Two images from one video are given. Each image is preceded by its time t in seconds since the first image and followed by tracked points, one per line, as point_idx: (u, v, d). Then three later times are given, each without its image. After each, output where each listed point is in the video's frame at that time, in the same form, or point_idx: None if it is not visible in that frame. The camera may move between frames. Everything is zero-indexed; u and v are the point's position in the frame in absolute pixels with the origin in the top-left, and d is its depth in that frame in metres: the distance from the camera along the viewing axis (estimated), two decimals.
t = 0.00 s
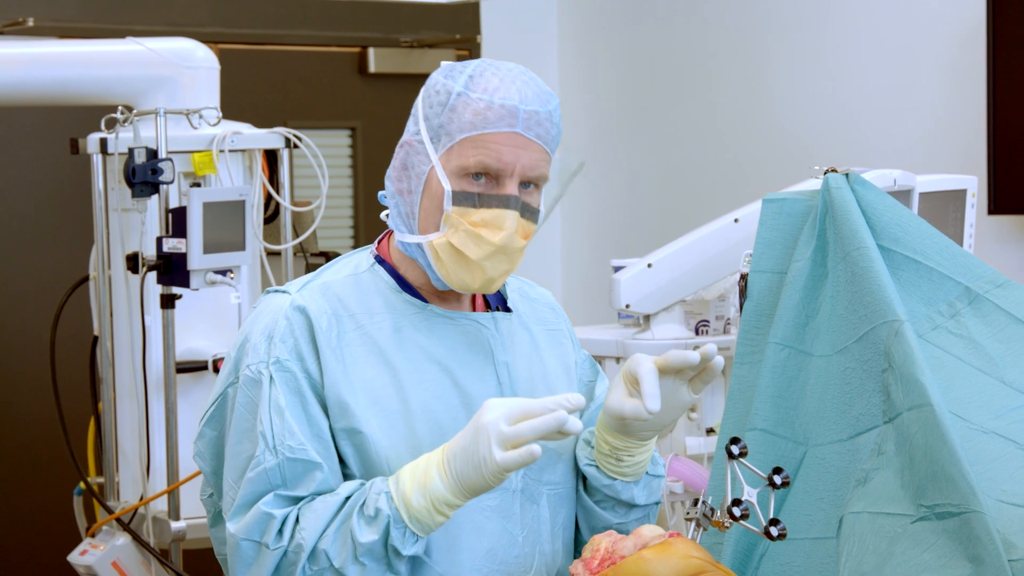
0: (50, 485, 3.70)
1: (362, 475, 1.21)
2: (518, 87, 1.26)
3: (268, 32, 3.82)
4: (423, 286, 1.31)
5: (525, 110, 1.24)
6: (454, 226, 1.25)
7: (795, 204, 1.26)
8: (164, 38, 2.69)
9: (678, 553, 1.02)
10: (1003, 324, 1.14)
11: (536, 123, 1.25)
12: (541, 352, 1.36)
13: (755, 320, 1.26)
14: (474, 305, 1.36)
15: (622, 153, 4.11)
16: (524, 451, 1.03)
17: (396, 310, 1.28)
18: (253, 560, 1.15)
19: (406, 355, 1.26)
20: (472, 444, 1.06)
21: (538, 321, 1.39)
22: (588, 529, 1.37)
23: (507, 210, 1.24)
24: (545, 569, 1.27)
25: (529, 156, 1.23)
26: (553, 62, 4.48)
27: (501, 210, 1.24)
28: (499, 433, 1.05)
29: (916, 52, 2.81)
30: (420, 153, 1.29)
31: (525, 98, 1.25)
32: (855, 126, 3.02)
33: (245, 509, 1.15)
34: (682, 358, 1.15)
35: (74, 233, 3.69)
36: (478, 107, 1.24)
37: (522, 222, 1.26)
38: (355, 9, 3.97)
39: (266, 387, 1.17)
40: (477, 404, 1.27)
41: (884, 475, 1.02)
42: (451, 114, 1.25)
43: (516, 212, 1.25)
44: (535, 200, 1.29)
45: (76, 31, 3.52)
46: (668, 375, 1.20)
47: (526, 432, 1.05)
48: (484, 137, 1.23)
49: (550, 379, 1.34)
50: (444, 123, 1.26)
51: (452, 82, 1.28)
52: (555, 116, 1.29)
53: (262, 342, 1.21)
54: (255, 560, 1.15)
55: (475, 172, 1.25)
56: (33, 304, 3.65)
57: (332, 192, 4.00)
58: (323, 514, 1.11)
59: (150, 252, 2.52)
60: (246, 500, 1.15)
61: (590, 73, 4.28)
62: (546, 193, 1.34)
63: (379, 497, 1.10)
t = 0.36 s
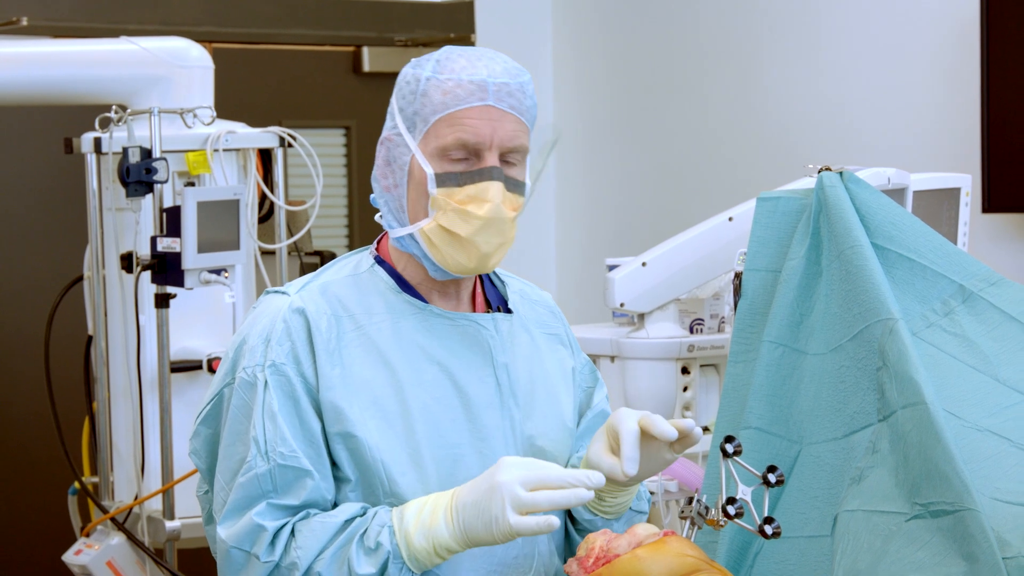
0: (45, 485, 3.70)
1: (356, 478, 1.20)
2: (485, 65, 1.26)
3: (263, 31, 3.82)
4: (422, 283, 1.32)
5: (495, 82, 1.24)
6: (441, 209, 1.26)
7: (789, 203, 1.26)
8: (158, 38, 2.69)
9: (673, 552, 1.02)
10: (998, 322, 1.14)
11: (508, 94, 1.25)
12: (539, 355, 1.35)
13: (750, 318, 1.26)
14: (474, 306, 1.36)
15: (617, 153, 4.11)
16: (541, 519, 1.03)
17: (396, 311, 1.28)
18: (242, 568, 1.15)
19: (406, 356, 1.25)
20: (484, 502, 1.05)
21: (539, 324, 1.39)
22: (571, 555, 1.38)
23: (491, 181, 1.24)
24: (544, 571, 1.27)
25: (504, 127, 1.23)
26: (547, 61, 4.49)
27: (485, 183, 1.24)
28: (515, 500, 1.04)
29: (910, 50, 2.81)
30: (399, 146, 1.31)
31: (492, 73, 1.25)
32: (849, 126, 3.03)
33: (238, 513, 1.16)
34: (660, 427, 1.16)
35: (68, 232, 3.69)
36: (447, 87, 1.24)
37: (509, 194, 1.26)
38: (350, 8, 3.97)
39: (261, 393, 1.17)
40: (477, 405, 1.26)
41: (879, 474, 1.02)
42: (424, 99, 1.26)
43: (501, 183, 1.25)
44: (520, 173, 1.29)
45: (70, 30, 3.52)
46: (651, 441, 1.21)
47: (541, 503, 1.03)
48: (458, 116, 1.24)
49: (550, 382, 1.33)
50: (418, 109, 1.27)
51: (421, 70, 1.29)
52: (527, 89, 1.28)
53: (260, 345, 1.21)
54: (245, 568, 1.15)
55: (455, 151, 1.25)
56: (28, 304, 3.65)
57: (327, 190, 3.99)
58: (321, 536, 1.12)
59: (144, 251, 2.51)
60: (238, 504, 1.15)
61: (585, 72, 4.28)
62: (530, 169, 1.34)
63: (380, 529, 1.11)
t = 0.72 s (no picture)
0: (42, 484, 3.69)
1: (351, 478, 1.20)
2: (451, 60, 1.27)
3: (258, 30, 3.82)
4: (414, 282, 1.31)
5: (461, 77, 1.24)
6: (421, 208, 1.26)
7: (785, 201, 1.26)
8: (154, 37, 2.69)
9: (668, 550, 1.02)
10: (993, 320, 1.14)
11: (476, 87, 1.25)
12: (536, 354, 1.35)
13: (746, 316, 1.26)
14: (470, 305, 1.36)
15: (613, 152, 4.11)
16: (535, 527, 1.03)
17: (390, 310, 1.27)
18: (239, 570, 1.16)
19: (401, 355, 1.25)
20: (478, 508, 1.05)
21: (535, 323, 1.39)
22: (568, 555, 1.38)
23: (465, 176, 1.25)
24: (544, 569, 1.27)
25: (475, 121, 1.23)
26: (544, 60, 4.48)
27: (460, 177, 1.25)
28: (510, 508, 1.04)
29: (906, 50, 2.81)
30: (377, 148, 1.32)
31: (459, 67, 1.26)
32: (846, 125, 3.03)
33: (232, 516, 1.16)
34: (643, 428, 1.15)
35: (64, 231, 3.68)
36: (415, 85, 1.24)
37: (485, 186, 1.27)
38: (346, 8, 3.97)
39: (254, 394, 1.17)
40: (473, 403, 1.26)
41: (874, 472, 1.03)
42: (393, 99, 1.26)
43: (476, 175, 1.25)
44: (497, 165, 1.29)
45: (66, 29, 3.52)
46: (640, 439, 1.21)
47: (535, 512, 1.03)
48: (428, 113, 1.24)
49: (546, 380, 1.33)
50: (389, 110, 1.27)
51: (388, 70, 1.29)
52: (497, 80, 1.28)
53: (253, 347, 1.21)
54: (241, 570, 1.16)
55: (429, 149, 1.25)
56: (23, 303, 3.65)
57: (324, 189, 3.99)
58: (316, 539, 1.11)
59: (140, 251, 2.51)
60: (233, 507, 1.16)
61: (581, 71, 4.27)
62: (511, 156, 1.34)
63: (374, 532, 1.11)
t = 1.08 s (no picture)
0: (40, 485, 3.69)
1: (352, 479, 1.20)
2: (454, 61, 1.27)
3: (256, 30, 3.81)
4: (414, 283, 1.32)
5: (464, 78, 1.24)
6: (422, 208, 1.27)
7: (783, 202, 1.26)
8: (152, 37, 2.69)
9: (666, 550, 1.02)
10: (991, 320, 1.15)
11: (478, 88, 1.25)
12: (536, 354, 1.35)
13: (744, 316, 1.26)
14: (470, 306, 1.36)
15: (612, 152, 4.11)
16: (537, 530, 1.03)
17: (390, 310, 1.28)
18: (240, 573, 1.16)
19: (400, 355, 1.25)
20: (479, 509, 1.05)
21: (536, 323, 1.39)
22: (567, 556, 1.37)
23: (467, 177, 1.25)
24: (544, 569, 1.27)
25: (478, 122, 1.23)
26: (541, 60, 4.48)
27: (461, 178, 1.25)
28: (511, 510, 1.04)
29: (905, 50, 2.81)
30: (379, 149, 1.31)
31: (462, 68, 1.26)
32: (844, 125, 3.03)
33: (234, 519, 1.16)
34: (642, 438, 1.15)
35: (62, 231, 3.68)
36: (418, 86, 1.24)
37: (487, 187, 1.27)
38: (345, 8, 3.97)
39: (255, 397, 1.17)
40: (472, 403, 1.26)
41: (872, 473, 1.03)
42: (396, 100, 1.26)
43: (478, 176, 1.25)
44: (499, 166, 1.29)
45: (64, 29, 3.52)
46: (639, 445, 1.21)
47: (537, 514, 1.03)
48: (431, 114, 1.24)
49: (545, 380, 1.33)
50: (392, 110, 1.27)
51: (391, 71, 1.28)
52: (499, 82, 1.28)
53: (254, 349, 1.22)
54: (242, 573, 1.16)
55: (431, 151, 1.25)
56: (21, 303, 3.64)
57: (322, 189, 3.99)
58: (317, 541, 1.11)
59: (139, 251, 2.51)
60: (235, 509, 1.16)
61: (580, 71, 4.28)
62: (512, 157, 1.33)
63: (375, 534, 1.11)
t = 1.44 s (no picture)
0: (39, 484, 3.69)
1: (350, 479, 1.20)
2: (449, 61, 1.27)
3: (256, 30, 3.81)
4: (412, 284, 1.32)
5: (459, 78, 1.24)
6: (419, 209, 1.26)
7: (782, 203, 1.26)
8: (152, 37, 2.69)
9: (666, 551, 1.02)
10: (990, 322, 1.15)
11: (474, 89, 1.25)
12: (534, 354, 1.35)
13: (743, 318, 1.26)
14: (468, 306, 1.36)
15: (611, 152, 4.11)
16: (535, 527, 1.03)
17: (388, 311, 1.28)
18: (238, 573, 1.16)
19: (398, 356, 1.25)
20: (474, 507, 1.05)
21: (536, 323, 1.38)
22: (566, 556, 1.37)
23: (463, 177, 1.25)
24: (542, 570, 1.27)
25: (472, 123, 1.23)
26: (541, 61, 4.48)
27: (457, 179, 1.25)
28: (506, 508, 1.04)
29: (904, 52, 2.81)
30: (375, 151, 1.31)
31: (457, 68, 1.26)
32: (843, 126, 3.03)
33: (232, 519, 1.16)
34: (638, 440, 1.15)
35: (61, 231, 3.68)
36: (413, 87, 1.24)
37: (483, 187, 1.27)
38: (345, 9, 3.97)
39: (252, 397, 1.17)
40: (470, 404, 1.26)
41: (871, 475, 1.03)
42: (391, 101, 1.26)
43: (473, 176, 1.26)
44: (495, 166, 1.29)
45: (64, 29, 3.52)
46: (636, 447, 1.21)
47: (533, 512, 1.03)
48: (426, 115, 1.24)
49: (544, 380, 1.33)
50: (387, 111, 1.27)
51: (386, 72, 1.29)
52: (495, 82, 1.28)
53: (252, 350, 1.22)
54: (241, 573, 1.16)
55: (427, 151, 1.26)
56: (20, 303, 3.64)
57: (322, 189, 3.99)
58: (314, 541, 1.11)
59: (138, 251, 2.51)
60: (232, 510, 1.16)
61: (579, 71, 4.28)
62: (510, 157, 1.33)
63: (371, 533, 1.11)
